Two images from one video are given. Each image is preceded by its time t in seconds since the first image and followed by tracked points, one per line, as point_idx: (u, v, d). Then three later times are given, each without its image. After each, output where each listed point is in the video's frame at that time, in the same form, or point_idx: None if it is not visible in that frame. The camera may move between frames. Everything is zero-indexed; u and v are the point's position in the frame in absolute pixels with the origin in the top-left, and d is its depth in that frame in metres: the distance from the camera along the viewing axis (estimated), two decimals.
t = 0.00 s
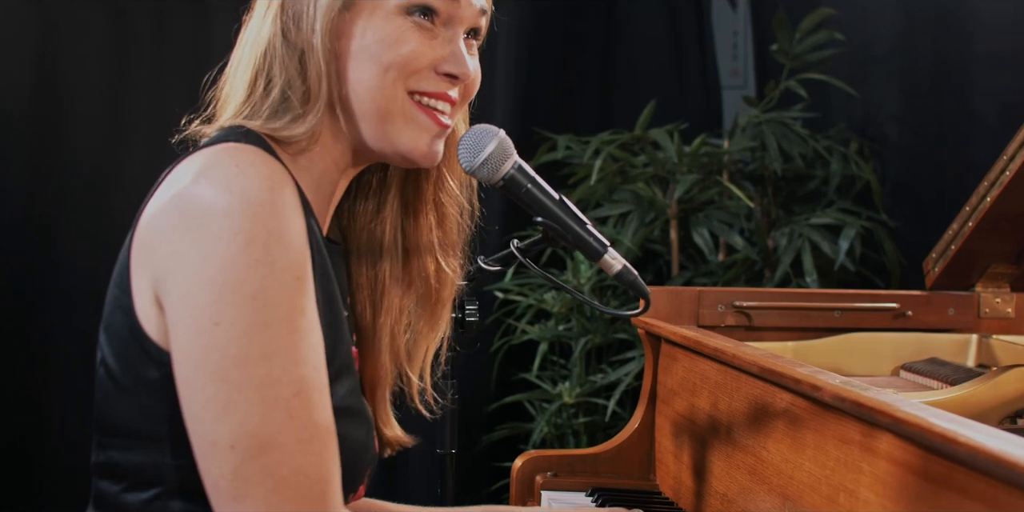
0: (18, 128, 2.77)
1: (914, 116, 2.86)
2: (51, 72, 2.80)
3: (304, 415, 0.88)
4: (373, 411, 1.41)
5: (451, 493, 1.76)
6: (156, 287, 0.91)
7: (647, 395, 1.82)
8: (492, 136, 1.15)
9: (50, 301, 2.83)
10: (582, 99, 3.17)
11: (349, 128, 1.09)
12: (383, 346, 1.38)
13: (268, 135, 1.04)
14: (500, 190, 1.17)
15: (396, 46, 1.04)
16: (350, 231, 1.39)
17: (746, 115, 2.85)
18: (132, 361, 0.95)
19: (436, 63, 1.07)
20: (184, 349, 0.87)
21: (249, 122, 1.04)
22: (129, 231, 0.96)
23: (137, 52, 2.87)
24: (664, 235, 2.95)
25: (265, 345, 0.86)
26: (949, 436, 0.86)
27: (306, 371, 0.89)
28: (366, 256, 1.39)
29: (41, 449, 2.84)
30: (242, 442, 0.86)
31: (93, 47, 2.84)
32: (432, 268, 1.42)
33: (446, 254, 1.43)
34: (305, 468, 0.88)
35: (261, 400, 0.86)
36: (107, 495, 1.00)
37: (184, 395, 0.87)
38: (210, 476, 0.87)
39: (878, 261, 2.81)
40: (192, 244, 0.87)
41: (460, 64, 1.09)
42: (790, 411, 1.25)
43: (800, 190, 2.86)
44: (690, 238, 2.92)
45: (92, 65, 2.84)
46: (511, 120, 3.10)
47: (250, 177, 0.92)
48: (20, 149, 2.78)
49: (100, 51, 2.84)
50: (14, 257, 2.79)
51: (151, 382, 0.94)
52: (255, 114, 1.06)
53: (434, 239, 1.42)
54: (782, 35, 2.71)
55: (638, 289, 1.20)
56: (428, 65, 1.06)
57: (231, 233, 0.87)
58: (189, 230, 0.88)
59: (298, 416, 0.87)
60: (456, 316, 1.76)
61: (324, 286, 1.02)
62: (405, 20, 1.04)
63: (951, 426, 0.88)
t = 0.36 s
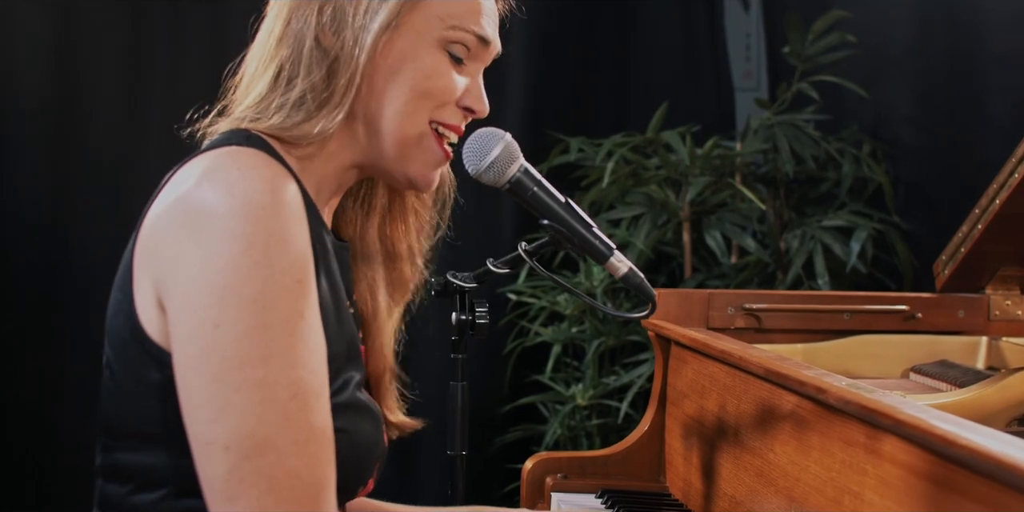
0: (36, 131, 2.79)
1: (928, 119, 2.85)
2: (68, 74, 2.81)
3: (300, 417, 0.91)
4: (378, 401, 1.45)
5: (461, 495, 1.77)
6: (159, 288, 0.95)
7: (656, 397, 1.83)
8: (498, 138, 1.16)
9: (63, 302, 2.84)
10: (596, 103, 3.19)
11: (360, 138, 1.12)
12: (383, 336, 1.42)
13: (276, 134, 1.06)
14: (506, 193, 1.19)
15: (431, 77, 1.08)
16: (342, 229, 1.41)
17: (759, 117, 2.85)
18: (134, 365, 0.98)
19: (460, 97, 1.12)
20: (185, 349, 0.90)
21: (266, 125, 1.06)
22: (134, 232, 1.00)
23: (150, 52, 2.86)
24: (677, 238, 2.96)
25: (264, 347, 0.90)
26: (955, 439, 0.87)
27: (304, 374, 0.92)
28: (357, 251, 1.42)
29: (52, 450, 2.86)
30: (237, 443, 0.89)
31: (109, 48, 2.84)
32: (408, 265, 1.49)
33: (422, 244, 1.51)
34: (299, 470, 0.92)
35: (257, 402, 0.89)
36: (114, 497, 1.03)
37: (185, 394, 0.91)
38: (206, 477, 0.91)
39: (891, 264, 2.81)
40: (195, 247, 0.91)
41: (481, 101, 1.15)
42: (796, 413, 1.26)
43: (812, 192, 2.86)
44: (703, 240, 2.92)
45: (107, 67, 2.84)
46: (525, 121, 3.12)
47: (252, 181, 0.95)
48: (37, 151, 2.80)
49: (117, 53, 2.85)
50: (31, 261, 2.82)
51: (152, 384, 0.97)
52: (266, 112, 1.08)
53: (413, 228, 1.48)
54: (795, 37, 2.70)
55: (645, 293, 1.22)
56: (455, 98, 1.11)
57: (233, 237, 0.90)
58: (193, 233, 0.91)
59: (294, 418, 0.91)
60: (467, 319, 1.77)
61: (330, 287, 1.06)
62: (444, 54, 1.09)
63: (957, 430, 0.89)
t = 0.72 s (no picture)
0: (54, 133, 2.82)
1: (941, 121, 2.84)
2: (86, 77, 2.84)
3: (302, 408, 0.96)
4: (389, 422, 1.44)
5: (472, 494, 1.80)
6: (162, 286, 1.00)
7: (667, 398, 1.84)
8: (504, 140, 1.19)
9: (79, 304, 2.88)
10: (609, 104, 3.20)
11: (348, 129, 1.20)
12: (394, 350, 1.42)
13: (273, 135, 1.15)
14: (513, 193, 1.21)
15: (396, 51, 1.14)
16: (358, 238, 1.44)
17: (772, 119, 2.85)
18: (140, 362, 1.05)
19: (435, 72, 1.18)
20: (188, 344, 0.95)
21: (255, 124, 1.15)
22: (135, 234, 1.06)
23: (167, 55, 2.89)
24: (691, 239, 2.96)
25: (265, 340, 0.95)
26: (954, 438, 0.87)
27: (304, 366, 0.97)
28: (373, 264, 1.44)
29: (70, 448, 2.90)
30: (242, 436, 0.94)
31: (127, 52, 2.87)
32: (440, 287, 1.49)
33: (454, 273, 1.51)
34: (303, 460, 0.96)
35: (261, 395, 0.94)
36: (118, 495, 1.10)
37: (189, 389, 0.96)
38: (213, 469, 0.95)
39: (904, 265, 2.80)
40: (196, 244, 0.96)
41: (457, 75, 1.20)
42: (802, 412, 1.26)
43: (826, 193, 2.85)
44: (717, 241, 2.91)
45: (125, 70, 2.87)
46: (539, 123, 3.13)
47: (249, 176, 1.02)
48: (56, 153, 2.83)
49: (135, 56, 2.88)
50: (47, 263, 2.86)
51: (155, 380, 1.04)
52: (261, 116, 1.18)
53: (441, 251, 1.49)
54: (808, 39, 2.71)
55: (651, 293, 1.24)
56: (428, 72, 1.17)
57: (233, 234, 0.96)
58: (193, 231, 0.97)
59: (296, 409, 0.95)
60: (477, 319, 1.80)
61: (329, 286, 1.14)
62: (409, 28, 1.16)
63: (958, 429, 0.89)
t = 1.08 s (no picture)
0: (66, 134, 2.86)
1: (948, 120, 2.83)
2: (98, 78, 2.88)
3: (304, 398, 0.98)
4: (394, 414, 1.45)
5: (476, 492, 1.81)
6: (166, 279, 1.03)
7: (670, 396, 1.84)
8: (502, 137, 1.20)
9: (91, 302, 2.92)
10: (619, 104, 3.21)
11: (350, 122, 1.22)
12: (398, 343, 1.44)
13: (275, 132, 1.17)
14: (511, 189, 1.22)
15: (391, 42, 1.17)
16: (363, 233, 1.47)
17: (780, 117, 2.85)
18: (144, 356, 1.07)
19: (431, 60, 1.20)
20: (194, 336, 0.98)
21: (256, 122, 1.18)
22: (140, 230, 1.08)
23: (178, 57, 2.92)
24: (699, 237, 2.96)
25: (269, 330, 0.97)
26: (945, 434, 0.87)
27: (306, 356, 0.99)
28: (378, 258, 1.47)
29: (82, 446, 2.94)
30: (244, 426, 0.96)
31: (137, 53, 2.90)
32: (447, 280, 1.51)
33: (462, 265, 1.51)
34: (306, 449, 0.98)
35: (264, 383, 0.96)
36: (121, 487, 1.12)
37: (194, 381, 0.98)
38: (216, 460, 0.97)
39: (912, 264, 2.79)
40: (200, 236, 0.99)
41: (454, 62, 1.23)
42: (800, 409, 1.27)
43: (833, 192, 2.85)
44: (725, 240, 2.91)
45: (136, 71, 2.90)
46: (547, 123, 3.12)
47: (252, 171, 1.05)
48: (67, 154, 2.86)
49: (145, 56, 2.90)
50: (58, 263, 2.89)
51: (160, 373, 1.06)
52: (262, 112, 1.21)
53: (445, 243, 1.50)
54: (815, 37, 2.70)
55: (650, 290, 1.24)
56: (425, 61, 1.19)
57: (237, 224, 0.99)
58: (198, 224, 1.00)
59: (299, 398, 0.97)
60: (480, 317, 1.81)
61: (333, 282, 1.15)
62: (403, 19, 1.19)
63: (952, 426, 0.89)
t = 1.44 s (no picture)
0: (73, 141, 2.88)
1: (949, 124, 2.83)
2: (104, 85, 2.90)
3: (299, 405, 0.95)
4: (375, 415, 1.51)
5: (469, 496, 1.82)
6: (166, 279, 0.99)
7: (663, 400, 1.85)
8: (489, 147, 1.21)
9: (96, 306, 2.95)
10: (621, 109, 3.21)
11: (360, 143, 1.20)
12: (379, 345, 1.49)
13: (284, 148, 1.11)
14: (497, 198, 1.23)
15: (421, 75, 1.17)
16: (344, 244, 1.51)
17: (781, 122, 2.84)
18: (139, 362, 1.02)
19: (452, 92, 1.21)
20: (191, 340, 0.94)
21: (268, 135, 1.11)
22: (140, 229, 1.05)
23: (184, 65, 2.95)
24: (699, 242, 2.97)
25: (267, 336, 0.94)
26: (916, 442, 0.88)
27: (303, 363, 0.96)
28: (356, 266, 1.51)
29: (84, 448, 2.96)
30: (238, 429, 0.93)
31: (144, 59, 2.92)
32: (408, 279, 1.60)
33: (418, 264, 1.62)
34: (298, 455, 0.95)
35: (260, 389, 0.93)
36: (113, 493, 1.07)
37: (189, 385, 0.95)
38: (207, 463, 0.95)
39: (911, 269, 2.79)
40: (201, 238, 0.95)
41: (470, 94, 1.23)
42: (786, 417, 1.28)
43: (834, 197, 2.84)
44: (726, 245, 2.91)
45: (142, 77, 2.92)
46: (549, 128, 3.13)
47: (257, 173, 1.00)
48: (75, 160, 2.89)
49: (151, 61, 2.93)
50: (66, 267, 2.92)
51: (156, 377, 1.01)
52: (269, 127, 1.14)
53: (409, 246, 1.59)
54: (816, 42, 2.71)
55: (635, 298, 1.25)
56: (448, 93, 1.19)
57: (239, 229, 0.94)
58: (200, 226, 0.96)
59: (294, 406, 0.95)
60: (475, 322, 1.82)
61: (325, 287, 1.13)
62: (429, 50, 1.18)
63: (924, 435, 0.90)
